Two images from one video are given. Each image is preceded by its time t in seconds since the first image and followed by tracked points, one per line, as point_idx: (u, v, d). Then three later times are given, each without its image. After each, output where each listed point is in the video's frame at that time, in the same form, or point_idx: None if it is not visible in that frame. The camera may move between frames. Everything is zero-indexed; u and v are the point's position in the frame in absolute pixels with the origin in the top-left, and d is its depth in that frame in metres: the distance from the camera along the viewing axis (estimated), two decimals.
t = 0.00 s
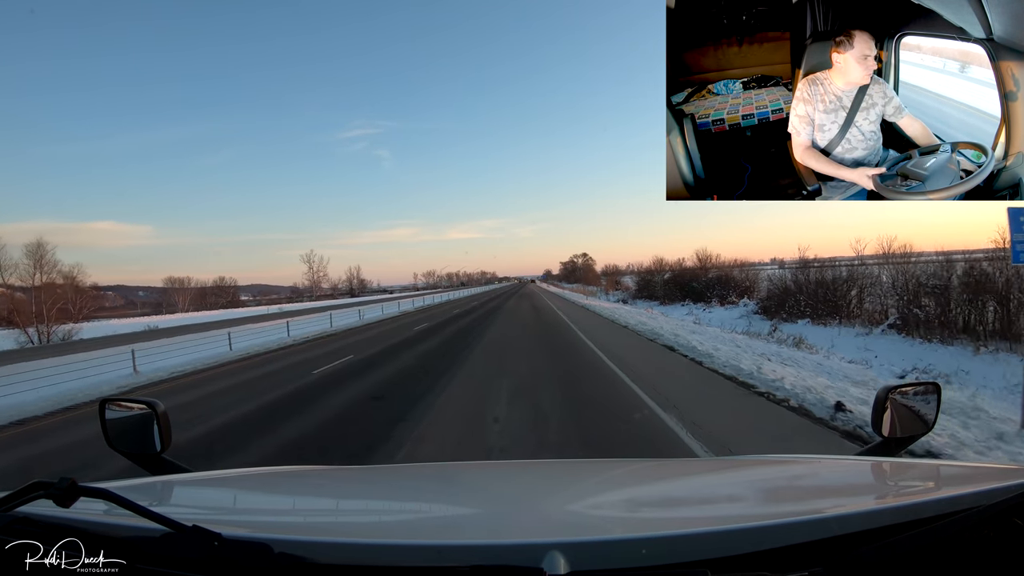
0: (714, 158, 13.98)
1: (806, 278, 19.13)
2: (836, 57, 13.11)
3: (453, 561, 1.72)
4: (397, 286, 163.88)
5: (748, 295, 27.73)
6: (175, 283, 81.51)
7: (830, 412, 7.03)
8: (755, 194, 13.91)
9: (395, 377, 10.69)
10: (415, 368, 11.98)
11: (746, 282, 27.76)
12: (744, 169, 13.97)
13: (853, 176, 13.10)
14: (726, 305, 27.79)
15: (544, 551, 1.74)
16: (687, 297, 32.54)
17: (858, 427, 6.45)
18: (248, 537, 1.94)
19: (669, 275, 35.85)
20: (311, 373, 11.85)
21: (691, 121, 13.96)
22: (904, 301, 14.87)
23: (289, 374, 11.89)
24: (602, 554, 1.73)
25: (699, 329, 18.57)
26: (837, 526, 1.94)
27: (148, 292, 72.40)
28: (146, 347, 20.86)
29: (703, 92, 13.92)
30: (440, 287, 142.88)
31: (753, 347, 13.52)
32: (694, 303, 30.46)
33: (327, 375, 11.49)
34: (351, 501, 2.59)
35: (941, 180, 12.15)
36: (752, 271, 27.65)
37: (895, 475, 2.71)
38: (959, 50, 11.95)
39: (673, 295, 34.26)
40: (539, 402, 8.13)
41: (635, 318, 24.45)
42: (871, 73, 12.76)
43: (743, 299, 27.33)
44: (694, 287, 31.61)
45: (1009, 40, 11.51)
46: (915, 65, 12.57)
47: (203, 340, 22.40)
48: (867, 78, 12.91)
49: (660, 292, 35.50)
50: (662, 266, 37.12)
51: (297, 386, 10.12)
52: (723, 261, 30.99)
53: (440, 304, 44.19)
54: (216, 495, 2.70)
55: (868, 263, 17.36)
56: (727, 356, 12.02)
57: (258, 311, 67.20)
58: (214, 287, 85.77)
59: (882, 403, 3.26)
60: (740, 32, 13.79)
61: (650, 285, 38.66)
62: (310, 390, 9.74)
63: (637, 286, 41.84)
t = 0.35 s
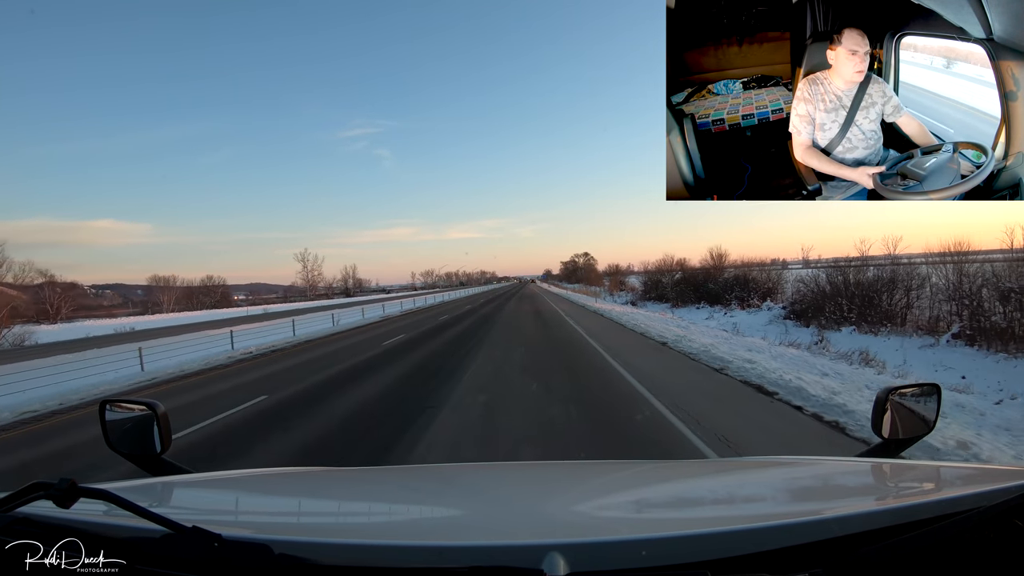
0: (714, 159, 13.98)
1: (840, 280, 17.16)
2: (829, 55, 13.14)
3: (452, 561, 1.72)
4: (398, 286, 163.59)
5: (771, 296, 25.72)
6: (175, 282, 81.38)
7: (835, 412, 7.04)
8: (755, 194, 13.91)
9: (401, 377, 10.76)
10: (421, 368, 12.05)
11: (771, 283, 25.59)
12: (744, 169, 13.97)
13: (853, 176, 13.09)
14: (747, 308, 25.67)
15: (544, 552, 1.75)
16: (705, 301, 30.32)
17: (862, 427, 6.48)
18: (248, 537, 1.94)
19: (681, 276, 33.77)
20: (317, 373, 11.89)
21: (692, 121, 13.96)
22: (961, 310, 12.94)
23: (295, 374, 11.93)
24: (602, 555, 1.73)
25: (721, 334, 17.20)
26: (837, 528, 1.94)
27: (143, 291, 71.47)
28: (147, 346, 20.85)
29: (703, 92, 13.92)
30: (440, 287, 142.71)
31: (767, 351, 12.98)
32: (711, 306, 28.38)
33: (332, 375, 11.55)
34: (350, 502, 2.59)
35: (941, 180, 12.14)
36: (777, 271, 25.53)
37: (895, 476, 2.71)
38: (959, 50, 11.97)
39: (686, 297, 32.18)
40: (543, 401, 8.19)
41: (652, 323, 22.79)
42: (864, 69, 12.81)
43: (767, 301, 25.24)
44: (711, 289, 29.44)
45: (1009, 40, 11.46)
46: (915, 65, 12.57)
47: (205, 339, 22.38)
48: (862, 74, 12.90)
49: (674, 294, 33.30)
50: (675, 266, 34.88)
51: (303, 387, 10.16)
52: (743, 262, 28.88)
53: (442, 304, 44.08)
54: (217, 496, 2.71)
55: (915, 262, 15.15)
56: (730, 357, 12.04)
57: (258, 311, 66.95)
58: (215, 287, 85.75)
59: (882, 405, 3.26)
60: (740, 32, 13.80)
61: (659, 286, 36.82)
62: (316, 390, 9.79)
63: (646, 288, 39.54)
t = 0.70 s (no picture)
0: (714, 158, 13.98)
1: (893, 281, 14.53)
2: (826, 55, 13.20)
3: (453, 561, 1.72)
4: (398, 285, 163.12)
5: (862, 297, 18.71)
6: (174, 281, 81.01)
7: (839, 411, 7.04)
8: (755, 194, 13.91)
9: (406, 377, 10.82)
10: (425, 368, 12.09)
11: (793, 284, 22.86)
12: (744, 169, 13.97)
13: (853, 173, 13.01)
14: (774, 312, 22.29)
15: (544, 553, 1.75)
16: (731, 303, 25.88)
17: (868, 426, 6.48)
18: (248, 537, 1.94)
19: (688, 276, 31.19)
20: (321, 373, 11.93)
21: (692, 121, 13.97)
22: None
23: (300, 375, 11.96)
24: (603, 555, 1.73)
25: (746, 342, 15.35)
26: (838, 528, 1.94)
27: (134, 288, 70.26)
28: (146, 347, 20.82)
29: (703, 92, 13.93)
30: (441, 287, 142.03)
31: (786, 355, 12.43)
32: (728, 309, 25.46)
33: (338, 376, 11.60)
34: (350, 502, 2.59)
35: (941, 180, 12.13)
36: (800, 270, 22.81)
37: (895, 476, 2.71)
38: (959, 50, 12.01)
39: (706, 298, 27.70)
40: (548, 401, 8.24)
41: (664, 326, 20.47)
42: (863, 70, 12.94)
43: (795, 304, 22.02)
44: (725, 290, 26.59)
45: (1009, 40, 11.50)
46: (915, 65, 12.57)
47: (205, 339, 22.36)
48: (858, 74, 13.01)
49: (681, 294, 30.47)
50: (682, 265, 31.91)
51: (308, 387, 10.19)
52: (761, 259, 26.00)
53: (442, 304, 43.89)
54: (216, 495, 2.70)
55: (981, 261, 13.17)
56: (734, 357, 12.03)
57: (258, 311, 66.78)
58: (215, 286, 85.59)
59: (882, 405, 3.26)
60: (740, 32, 13.81)
61: (670, 286, 32.96)
62: (323, 391, 9.83)
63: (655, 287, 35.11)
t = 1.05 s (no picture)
0: (714, 158, 13.98)
1: (941, 279, 12.78)
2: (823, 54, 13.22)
3: (453, 561, 1.72)
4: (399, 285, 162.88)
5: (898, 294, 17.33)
6: (174, 281, 80.84)
7: (842, 413, 7.08)
8: (755, 194, 13.90)
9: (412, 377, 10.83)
10: (430, 368, 12.10)
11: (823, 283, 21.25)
12: (744, 169, 13.97)
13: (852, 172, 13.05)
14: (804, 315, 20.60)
15: (543, 552, 1.75)
16: (753, 305, 24.31)
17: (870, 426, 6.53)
18: (248, 536, 1.94)
19: (703, 275, 29.42)
20: (327, 373, 11.97)
21: (691, 121, 13.98)
22: None
23: (306, 374, 11.97)
24: (602, 554, 1.74)
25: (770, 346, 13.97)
26: (837, 527, 1.94)
27: (134, 289, 70.17)
28: (149, 347, 20.83)
29: (703, 93, 13.94)
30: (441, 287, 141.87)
31: (791, 355, 12.38)
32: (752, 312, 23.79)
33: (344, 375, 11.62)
34: (353, 501, 2.60)
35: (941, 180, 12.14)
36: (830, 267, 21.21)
37: (894, 476, 2.71)
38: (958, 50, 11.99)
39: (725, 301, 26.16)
40: (552, 400, 8.28)
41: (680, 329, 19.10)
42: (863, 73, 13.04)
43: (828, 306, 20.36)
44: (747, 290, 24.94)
45: (1009, 40, 11.47)
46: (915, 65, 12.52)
47: (207, 339, 22.31)
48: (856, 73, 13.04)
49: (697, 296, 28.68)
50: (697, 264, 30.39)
51: (315, 387, 10.21)
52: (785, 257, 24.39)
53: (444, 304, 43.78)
54: (216, 495, 2.71)
55: None
56: (738, 357, 12.03)
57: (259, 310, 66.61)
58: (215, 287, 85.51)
59: (882, 406, 3.26)
60: (740, 32, 13.82)
61: (681, 286, 31.47)
62: (330, 390, 9.85)
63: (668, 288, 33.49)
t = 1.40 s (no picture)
0: (714, 159, 13.98)
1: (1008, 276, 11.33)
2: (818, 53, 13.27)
3: (454, 561, 1.72)
4: (400, 285, 162.61)
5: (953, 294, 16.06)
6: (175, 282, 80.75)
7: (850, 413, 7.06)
8: (755, 194, 13.89)
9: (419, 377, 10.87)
10: (437, 368, 12.14)
11: (861, 283, 19.87)
12: (744, 169, 13.96)
13: (847, 173, 13.02)
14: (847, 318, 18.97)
15: (544, 552, 1.75)
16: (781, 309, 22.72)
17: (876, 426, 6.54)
18: (248, 536, 1.94)
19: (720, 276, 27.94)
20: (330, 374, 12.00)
21: (692, 121, 13.98)
22: None
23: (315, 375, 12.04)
24: (602, 555, 1.73)
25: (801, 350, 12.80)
26: (837, 528, 1.94)
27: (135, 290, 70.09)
28: (150, 348, 20.82)
29: (703, 92, 13.94)
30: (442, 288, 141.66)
31: (796, 355, 12.36)
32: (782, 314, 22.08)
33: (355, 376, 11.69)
34: (356, 501, 2.59)
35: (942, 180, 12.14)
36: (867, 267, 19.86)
37: (894, 476, 2.72)
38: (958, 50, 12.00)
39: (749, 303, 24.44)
40: (556, 400, 8.29)
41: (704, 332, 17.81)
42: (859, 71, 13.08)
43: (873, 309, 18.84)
44: (773, 291, 23.39)
45: (1009, 40, 11.46)
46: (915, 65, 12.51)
47: (208, 340, 22.28)
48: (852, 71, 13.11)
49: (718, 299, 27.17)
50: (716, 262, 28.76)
51: (326, 387, 10.27)
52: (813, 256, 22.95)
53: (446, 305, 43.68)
54: (216, 494, 2.70)
55: None
56: (742, 357, 12.01)
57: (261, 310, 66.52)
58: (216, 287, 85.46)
59: (883, 406, 3.27)
60: (740, 32, 13.83)
61: (698, 288, 29.72)
62: (340, 391, 9.89)
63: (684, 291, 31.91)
